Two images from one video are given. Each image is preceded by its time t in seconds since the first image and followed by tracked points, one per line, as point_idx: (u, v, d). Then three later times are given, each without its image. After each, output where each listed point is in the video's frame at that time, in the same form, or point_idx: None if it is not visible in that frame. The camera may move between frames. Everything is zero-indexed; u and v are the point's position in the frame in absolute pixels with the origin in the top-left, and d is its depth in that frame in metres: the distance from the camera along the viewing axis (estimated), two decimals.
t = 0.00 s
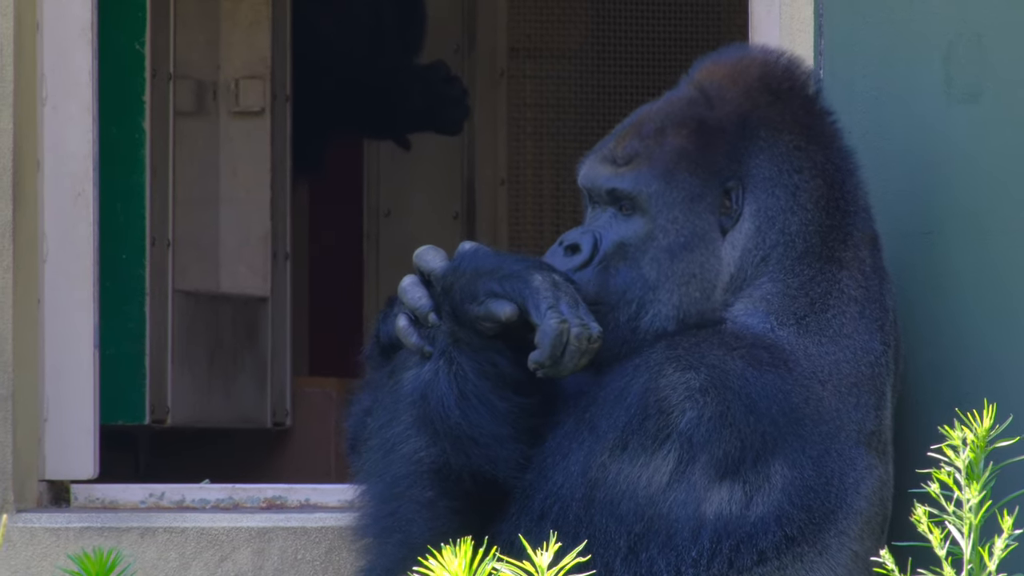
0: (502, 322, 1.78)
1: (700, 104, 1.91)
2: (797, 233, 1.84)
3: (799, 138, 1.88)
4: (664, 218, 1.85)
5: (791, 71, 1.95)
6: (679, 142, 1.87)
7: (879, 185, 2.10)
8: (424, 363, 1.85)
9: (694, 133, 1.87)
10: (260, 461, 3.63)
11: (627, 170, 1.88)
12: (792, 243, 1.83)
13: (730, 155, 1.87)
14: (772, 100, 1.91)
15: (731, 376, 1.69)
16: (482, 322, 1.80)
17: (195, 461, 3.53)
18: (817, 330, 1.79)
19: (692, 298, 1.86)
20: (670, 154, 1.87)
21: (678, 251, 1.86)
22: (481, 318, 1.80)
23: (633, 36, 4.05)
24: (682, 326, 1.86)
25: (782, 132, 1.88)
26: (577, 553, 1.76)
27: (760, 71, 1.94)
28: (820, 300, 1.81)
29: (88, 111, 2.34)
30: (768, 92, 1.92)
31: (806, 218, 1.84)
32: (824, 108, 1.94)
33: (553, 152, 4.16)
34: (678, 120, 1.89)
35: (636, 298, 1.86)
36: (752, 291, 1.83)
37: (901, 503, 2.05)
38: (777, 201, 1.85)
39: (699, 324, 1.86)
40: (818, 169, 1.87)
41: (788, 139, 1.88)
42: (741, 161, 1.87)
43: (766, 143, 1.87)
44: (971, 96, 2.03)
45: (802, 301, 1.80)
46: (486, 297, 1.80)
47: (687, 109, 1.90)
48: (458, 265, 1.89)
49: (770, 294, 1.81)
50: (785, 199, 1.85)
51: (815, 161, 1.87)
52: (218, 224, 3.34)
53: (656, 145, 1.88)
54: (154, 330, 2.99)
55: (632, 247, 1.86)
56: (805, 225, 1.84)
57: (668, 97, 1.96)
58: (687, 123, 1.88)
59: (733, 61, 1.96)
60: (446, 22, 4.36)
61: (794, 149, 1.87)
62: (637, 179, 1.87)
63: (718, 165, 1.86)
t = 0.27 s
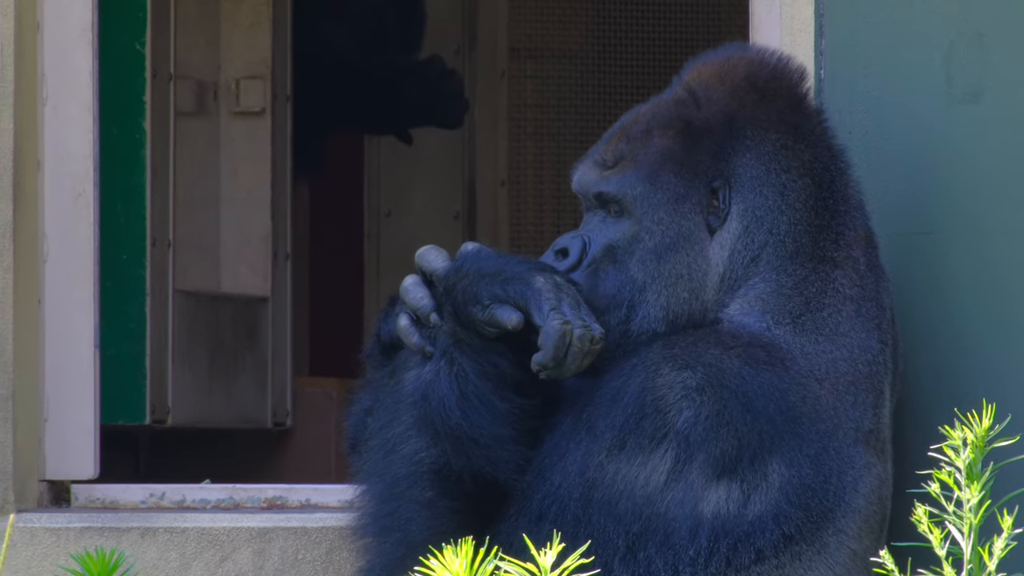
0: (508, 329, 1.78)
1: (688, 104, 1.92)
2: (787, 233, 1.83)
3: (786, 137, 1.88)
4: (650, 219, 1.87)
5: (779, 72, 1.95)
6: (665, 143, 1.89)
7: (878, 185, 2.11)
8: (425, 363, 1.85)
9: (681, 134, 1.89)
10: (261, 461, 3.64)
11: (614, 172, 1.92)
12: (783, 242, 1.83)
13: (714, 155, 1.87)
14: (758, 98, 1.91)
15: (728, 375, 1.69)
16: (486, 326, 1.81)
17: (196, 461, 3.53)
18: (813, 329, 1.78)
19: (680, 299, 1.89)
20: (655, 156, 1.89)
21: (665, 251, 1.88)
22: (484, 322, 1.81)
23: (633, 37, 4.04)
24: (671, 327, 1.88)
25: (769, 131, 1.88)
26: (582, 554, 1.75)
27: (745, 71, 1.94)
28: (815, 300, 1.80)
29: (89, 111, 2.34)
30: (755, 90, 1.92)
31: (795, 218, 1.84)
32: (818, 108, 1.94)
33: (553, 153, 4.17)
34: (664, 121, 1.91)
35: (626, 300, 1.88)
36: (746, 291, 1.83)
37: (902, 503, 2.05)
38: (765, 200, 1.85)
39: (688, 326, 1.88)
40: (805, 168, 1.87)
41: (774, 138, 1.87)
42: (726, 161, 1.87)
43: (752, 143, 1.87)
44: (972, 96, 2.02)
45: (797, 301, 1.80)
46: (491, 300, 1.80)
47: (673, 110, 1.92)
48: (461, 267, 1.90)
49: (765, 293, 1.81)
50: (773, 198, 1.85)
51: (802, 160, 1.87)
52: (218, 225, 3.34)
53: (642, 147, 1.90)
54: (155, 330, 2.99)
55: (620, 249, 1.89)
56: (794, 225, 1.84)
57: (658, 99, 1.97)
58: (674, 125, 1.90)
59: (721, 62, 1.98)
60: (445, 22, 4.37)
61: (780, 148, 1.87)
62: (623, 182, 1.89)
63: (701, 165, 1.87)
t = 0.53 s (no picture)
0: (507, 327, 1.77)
1: (688, 102, 1.92)
2: (788, 229, 1.84)
3: (787, 134, 1.88)
4: (651, 215, 1.88)
5: (780, 70, 1.95)
6: (666, 140, 1.90)
7: (875, 183, 2.11)
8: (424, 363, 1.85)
9: (681, 131, 1.89)
10: (261, 460, 3.64)
11: (614, 169, 1.92)
12: (783, 238, 1.83)
13: (714, 152, 1.88)
14: (759, 95, 1.91)
15: (726, 372, 1.69)
16: (486, 325, 1.80)
17: (196, 460, 3.53)
18: (812, 326, 1.79)
19: (681, 295, 1.88)
20: (656, 152, 1.89)
21: (666, 248, 1.88)
22: (484, 320, 1.80)
23: (634, 35, 4.05)
24: (673, 323, 1.88)
25: (770, 127, 1.88)
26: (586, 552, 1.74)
27: (745, 70, 1.94)
28: (814, 297, 1.80)
29: (89, 110, 2.34)
30: (755, 88, 1.92)
31: (796, 214, 1.84)
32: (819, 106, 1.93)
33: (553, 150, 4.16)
34: (664, 118, 1.91)
35: (627, 297, 1.88)
36: (745, 288, 1.83)
37: (902, 502, 2.05)
38: (767, 196, 1.85)
39: (688, 323, 1.88)
40: (806, 164, 1.87)
41: (776, 134, 1.87)
42: (728, 157, 1.87)
43: (755, 139, 1.87)
44: (972, 95, 2.02)
45: (796, 298, 1.80)
46: (490, 299, 1.80)
47: (674, 108, 1.92)
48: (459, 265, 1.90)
49: (763, 291, 1.81)
50: (775, 194, 1.85)
51: (803, 157, 1.87)
52: (218, 223, 3.34)
53: (643, 144, 1.91)
54: (155, 329, 2.99)
55: (622, 246, 1.89)
56: (794, 221, 1.84)
57: (658, 97, 1.97)
58: (675, 122, 1.90)
59: (722, 59, 1.97)
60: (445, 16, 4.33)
61: (782, 144, 1.87)
62: (623, 178, 1.90)
63: (703, 161, 1.87)
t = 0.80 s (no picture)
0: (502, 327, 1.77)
1: (683, 106, 1.92)
2: (784, 233, 1.84)
3: (780, 137, 1.88)
4: (644, 220, 1.88)
5: (774, 72, 1.94)
6: (659, 144, 1.89)
7: (871, 186, 2.11)
8: (420, 365, 1.85)
9: (674, 135, 1.89)
10: (260, 461, 3.63)
11: (607, 175, 1.92)
12: (779, 242, 1.83)
13: (706, 156, 1.88)
14: (752, 99, 1.91)
15: (727, 374, 1.69)
16: (481, 325, 1.81)
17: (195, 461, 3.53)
18: (813, 328, 1.78)
19: (677, 299, 1.88)
20: (649, 156, 1.89)
21: (659, 252, 1.88)
22: (479, 321, 1.80)
23: (633, 37, 4.05)
24: (669, 328, 1.88)
25: (763, 130, 1.88)
26: (579, 554, 1.75)
27: (739, 72, 1.94)
28: (814, 299, 1.80)
29: (88, 111, 2.34)
30: (748, 90, 1.92)
31: (792, 218, 1.84)
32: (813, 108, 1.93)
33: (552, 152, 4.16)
34: (658, 123, 1.91)
35: (623, 301, 1.88)
36: (745, 291, 1.83)
37: (902, 503, 2.05)
38: (761, 201, 1.85)
39: (684, 326, 1.88)
40: (800, 168, 1.87)
41: (768, 138, 1.88)
42: (721, 160, 1.87)
43: (747, 143, 1.87)
44: (971, 96, 2.03)
45: (796, 300, 1.80)
46: (486, 300, 1.80)
47: (668, 111, 1.92)
48: (454, 267, 1.91)
49: (764, 293, 1.81)
50: (769, 198, 1.85)
51: (797, 161, 1.87)
52: (218, 225, 3.34)
53: (636, 148, 1.91)
54: (154, 331, 2.99)
55: (616, 252, 1.89)
56: (790, 225, 1.84)
57: (652, 101, 1.97)
58: (668, 126, 1.90)
59: (716, 62, 1.97)
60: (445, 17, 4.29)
61: (775, 148, 1.87)
62: (616, 184, 1.90)
63: (696, 166, 1.87)
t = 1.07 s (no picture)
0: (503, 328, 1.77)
1: (663, 109, 1.93)
2: (770, 233, 1.84)
3: (760, 136, 1.88)
4: (627, 228, 1.89)
5: (752, 71, 1.94)
6: (639, 151, 1.90)
7: (865, 185, 2.10)
8: (419, 366, 1.86)
9: (654, 141, 1.90)
10: (259, 462, 3.63)
11: (590, 186, 1.94)
12: (766, 242, 1.83)
13: (687, 159, 1.88)
14: (730, 99, 1.91)
15: (724, 373, 1.69)
16: (481, 327, 1.81)
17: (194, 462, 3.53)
18: (808, 327, 1.79)
19: (665, 304, 1.88)
20: (631, 163, 1.90)
21: (643, 259, 1.88)
22: (479, 322, 1.80)
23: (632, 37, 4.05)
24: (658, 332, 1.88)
25: (743, 131, 1.88)
26: (585, 555, 1.74)
27: (718, 72, 1.94)
28: (808, 297, 1.80)
29: (87, 112, 2.34)
30: (725, 91, 1.92)
31: (776, 217, 1.84)
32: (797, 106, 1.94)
33: (551, 154, 4.15)
34: (638, 129, 1.92)
35: (613, 310, 1.89)
36: (737, 292, 1.83)
37: (901, 504, 2.04)
38: (744, 201, 1.85)
39: (673, 328, 1.87)
40: (782, 167, 1.87)
41: (748, 137, 1.88)
42: (700, 162, 1.87)
43: (727, 143, 1.87)
44: (970, 96, 2.03)
45: (790, 300, 1.80)
46: (486, 301, 1.80)
47: (648, 117, 1.93)
48: (453, 268, 1.91)
49: (757, 293, 1.81)
50: (752, 199, 1.85)
51: (779, 159, 1.87)
52: (217, 226, 3.34)
53: (618, 155, 1.92)
54: (154, 331, 2.99)
55: (603, 261, 1.91)
56: (775, 225, 1.84)
57: (634, 107, 1.97)
58: (647, 132, 1.91)
59: (694, 65, 1.97)
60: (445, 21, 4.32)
61: (756, 147, 1.87)
62: (598, 194, 1.92)
63: (675, 170, 1.88)
